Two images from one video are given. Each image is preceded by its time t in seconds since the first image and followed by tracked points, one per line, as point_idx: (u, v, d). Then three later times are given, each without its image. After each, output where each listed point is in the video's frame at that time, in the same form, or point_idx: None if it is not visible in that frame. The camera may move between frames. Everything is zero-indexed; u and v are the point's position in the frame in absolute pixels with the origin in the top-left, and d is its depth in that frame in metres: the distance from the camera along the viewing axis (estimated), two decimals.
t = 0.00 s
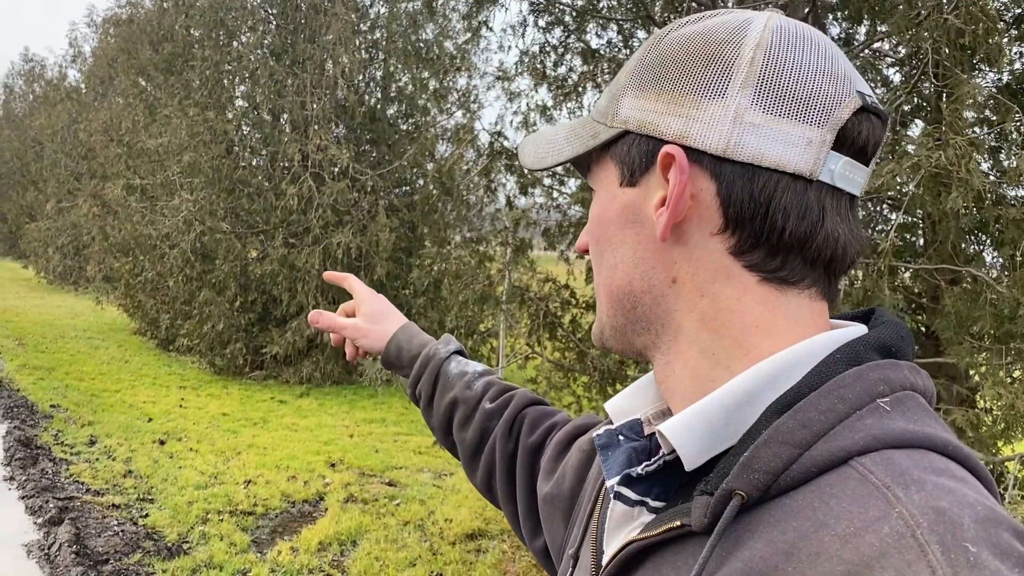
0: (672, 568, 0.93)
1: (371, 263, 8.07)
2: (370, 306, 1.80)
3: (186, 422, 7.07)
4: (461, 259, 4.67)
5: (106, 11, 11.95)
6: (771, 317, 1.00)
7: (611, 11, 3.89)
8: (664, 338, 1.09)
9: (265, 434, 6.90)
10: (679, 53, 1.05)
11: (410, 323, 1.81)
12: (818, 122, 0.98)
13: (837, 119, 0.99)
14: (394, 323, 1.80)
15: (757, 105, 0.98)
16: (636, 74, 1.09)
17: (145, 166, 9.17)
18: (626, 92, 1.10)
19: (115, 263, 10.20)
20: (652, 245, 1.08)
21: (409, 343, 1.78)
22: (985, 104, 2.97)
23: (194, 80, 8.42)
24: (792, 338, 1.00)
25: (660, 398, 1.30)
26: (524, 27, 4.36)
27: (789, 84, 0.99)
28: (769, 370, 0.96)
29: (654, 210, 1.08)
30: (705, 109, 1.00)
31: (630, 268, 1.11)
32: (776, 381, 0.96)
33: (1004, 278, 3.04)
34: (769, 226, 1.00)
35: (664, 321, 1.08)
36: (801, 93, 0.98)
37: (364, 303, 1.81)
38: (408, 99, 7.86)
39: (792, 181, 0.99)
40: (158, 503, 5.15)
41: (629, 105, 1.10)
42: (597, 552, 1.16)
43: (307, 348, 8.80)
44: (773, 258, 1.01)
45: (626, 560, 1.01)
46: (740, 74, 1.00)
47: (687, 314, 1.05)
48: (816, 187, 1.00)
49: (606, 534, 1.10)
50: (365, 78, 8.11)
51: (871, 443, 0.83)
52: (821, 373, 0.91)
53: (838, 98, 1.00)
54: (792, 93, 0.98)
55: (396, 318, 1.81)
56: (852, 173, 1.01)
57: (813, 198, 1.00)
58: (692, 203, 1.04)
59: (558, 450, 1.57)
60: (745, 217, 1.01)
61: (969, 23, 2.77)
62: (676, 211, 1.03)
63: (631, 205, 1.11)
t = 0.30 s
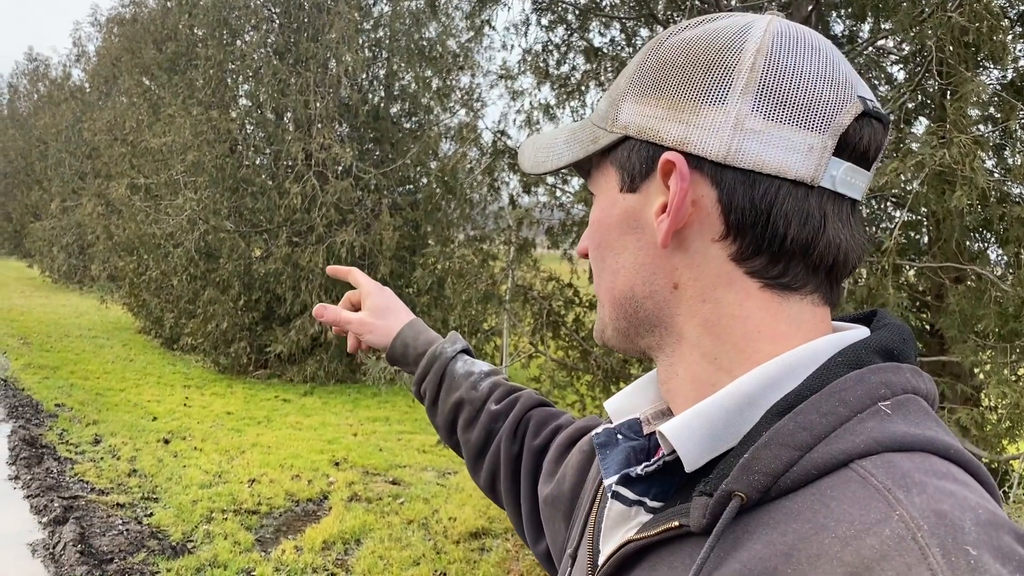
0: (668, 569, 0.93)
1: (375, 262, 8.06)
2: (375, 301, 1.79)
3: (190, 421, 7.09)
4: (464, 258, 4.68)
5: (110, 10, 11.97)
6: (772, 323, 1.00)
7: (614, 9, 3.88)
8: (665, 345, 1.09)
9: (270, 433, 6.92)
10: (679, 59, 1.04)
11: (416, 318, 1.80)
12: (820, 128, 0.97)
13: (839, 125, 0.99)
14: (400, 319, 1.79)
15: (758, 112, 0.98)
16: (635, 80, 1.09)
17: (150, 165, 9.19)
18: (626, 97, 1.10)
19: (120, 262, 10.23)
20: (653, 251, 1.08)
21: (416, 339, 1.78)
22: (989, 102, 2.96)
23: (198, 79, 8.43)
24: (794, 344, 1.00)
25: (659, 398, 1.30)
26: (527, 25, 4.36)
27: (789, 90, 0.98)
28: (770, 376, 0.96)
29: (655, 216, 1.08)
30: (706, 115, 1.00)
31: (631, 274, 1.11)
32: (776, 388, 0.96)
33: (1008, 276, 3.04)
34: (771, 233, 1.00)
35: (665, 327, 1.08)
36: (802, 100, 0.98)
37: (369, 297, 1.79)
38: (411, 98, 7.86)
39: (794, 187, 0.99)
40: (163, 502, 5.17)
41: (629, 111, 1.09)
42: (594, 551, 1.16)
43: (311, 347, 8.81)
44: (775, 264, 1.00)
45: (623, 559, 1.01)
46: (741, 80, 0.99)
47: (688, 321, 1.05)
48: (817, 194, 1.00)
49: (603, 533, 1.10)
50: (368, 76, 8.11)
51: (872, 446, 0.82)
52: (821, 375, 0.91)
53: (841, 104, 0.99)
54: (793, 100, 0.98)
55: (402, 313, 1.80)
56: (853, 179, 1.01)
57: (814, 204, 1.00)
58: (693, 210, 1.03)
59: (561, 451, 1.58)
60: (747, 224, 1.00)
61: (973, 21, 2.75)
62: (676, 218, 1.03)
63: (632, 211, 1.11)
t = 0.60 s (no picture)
0: (678, 561, 0.93)
1: (379, 261, 8.06)
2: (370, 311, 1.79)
3: (195, 420, 7.11)
4: (468, 256, 4.68)
5: (114, 11, 12.00)
6: (783, 309, 1.00)
7: (618, 7, 3.87)
8: (674, 334, 1.09)
9: (274, 432, 6.93)
10: (686, 45, 1.04)
11: (412, 322, 1.80)
12: (828, 113, 0.97)
13: (848, 110, 0.98)
14: (396, 324, 1.79)
15: (766, 97, 0.97)
16: (642, 68, 1.09)
17: (154, 164, 9.20)
18: (633, 86, 1.10)
19: (124, 261, 10.25)
20: (661, 239, 1.07)
21: (416, 342, 1.78)
22: (995, 98, 2.95)
23: (202, 79, 8.44)
24: (804, 330, 0.99)
25: (668, 388, 1.30)
26: (531, 23, 4.36)
27: (798, 75, 0.98)
28: (780, 363, 0.96)
29: (664, 204, 1.07)
30: (713, 102, 0.99)
31: (640, 263, 1.10)
32: (787, 375, 0.96)
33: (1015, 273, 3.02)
34: (780, 219, 0.99)
35: (675, 315, 1.07)
36: (811, 84, 0.97)
37: (364, 307, 1.80)
38: (415, 97, 7.86)
39: (803, 173, 0.98)
40: (168, 501, 5.18)
41: (636, 99, 1.09)
42: (602, 544, 1.16)
43: (316, 346, 8.83)
44: (784, 250, 1.00)
45: (631, 551, 1.00)
46: (748, 67, 0.99)
47: (697, 309, 1.04)
48: (827, 180, 0.99)
49: (611, 523, 1.10)
50: (372, 76, 8.11)
51: (883, 437, 0.82)
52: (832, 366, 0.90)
53: (849, 88, 0.99)
54: (801, 84, 0.97)
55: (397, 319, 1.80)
56: (863, 164, 1.00)
57: (824, 190, 0.99)
58: (702, 197, 1.03)
59: (566, 446, 1.58)
60: (756, 211, 1.00)
61: (978, 17, 2.74)
62: (685, 205, 1.03)
63: (640, 200, 1.11)
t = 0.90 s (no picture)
0: (671, 558, 0.93)
1: (382, 261, 8.06)
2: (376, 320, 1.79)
3: (198, 420, 7.12)
4: (471, 256, 4.69)
5: (117, 12, 12.03)
6: (775, 307, 1.00)
7: (619, 7, 3.87)
8: (668, 333, 1.09)
9: (277, 432, 6.94)
10: (678, 46, 1.04)
11: (419, 331, 1.79)
12: (818, 112, 0.97)
13: (838, 109, 0.98)
14: (402, 333, 1.78)
15: (758, 97, 0.98)
16: (634, 68, 1.09)
17: (157, 165, 9.22)
18: (626, 86, 1.10)
19: (128, 262, 10.27)
20: (655, 239, 1.08)
21: (422, 353, 1.77)
22: (996, 97, 2.94)
23: (205, 79, 8.46)
24: (795, 328, 0.99)
25: (662, 388, 1.30)
26: (533, 23, 4.36)
27: (789, 74, 0.98)
28: (772, 362, 0.96)
29: (656, 205, 1.08)
30: (705, 102, 1.00)
31: (634, 263, 1.11)
32: (780, 374, 0.96)
33: (1017, 272, 3.01)
34: (773, 218, 1.00)
35: (668, 315, 1.08)
36: (801, 84, 0.98)
37: (371, 316, 1.79)
38: (417, 97, 7.88)
39: (794, 172, 0.98)
40: (171, 500, 5.20)
41: (628, 100, 1.09)
42: (597, 542, 1.16)
43: (319, 346, 8.84)
44: (776, 249, 1.00)
45: (626, 549, 1.01)
46: (739, 67, 0.99)
47: (691, 308, 1.05)
48: (818, 179, 1.00)
49: (607, 522, 1.10)
50: (375, 76, 8.12)
51: (874, 433, 0.82)
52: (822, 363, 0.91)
53: (839, 87, 0.99)
54: (792, 84, 0.98)
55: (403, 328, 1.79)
56: (854, 163, 1.00)
57: (816, 188, 1.00)
58: (695, 196, 1.03)
59: (569, 455, 1.58)
60: (749, 210, 1.00)
61: (979, 16, 2.74)
62: (678, 205, 1.03)
63: (634, 201, 1.11)
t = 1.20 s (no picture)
0: (678, 561, 0.93)
1: (384, 261, 8.07)
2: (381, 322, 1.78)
3: (201, 420, 7.13)
4: (473, 256, 4.69)
5: (120, 12, 12.06)
6: (779, 308, 1.00)
7: (622, 6, 3.87)
8: (671, 335, 1.09)
9: (280, 432, 6.95)
10: (682, 45, 1.04)
11: (423, 337, 1.79)
12: (822, 112, 0.97)
13: (842, 109, 0.98)
14: (406, 338, 1.78)
15: (762, 98, 0.97)
16: (636, 68, 1.09)
17: (161, 165, 9.24)
18: (629, 86, 1.10)
19: (132, 262, 10.30)
20: (658, 240, 1.07)
21: (428, 358, 1.77)
22: (1000, 97, 2.94)
23: (208, 79, 8.47)
24: (800, 329, 0.99)
25: (666, 390, 1.30)
26: (536, 22, 4.36)
27: (793, 74, 0.98)
28: (777, 363, 0.96)
29: (660, 206, 1.07)
30: (708, 102, 0.99)
31: (637, 264, 1.10)
32: (785, 376, 0.96)
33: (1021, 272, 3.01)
34: (776, 218, 0.99)
35: (672, 317, 1.07)
36: (805, 83, 0.97)
37: (375, 318, 1.78)
38: (420, 97, 7.88)
39: (798, 173, 0.98)
40: (174, 500, 5.20)
41: (631, 100, 1.09)
42: (603, 546, 1.16)
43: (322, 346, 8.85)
44: (780, 250, 1.00)
45: (632, 553, 1.00)
46: (742, 67, 0.99)
47: (694, 310, 1.04)
48: (822, 179, 0.99)
49: (613, 525, 1.10)
50: (378, 76, 8.12)
51: (881, 434, 0.82)
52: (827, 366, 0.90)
53: (843, 86, 0.99)
54: (796, 83, 0.97)
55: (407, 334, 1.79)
56: (858, 163, 1.00)
57: (818, 189, 0.99)
58: (697, 197, 1.03)
59: (572, 462, 1.58)
60: (753, 210, 1.00)
61: (983, 15, 2.74)
62: (682, 205, 1.03)
63: (637, 201, 1.11)
